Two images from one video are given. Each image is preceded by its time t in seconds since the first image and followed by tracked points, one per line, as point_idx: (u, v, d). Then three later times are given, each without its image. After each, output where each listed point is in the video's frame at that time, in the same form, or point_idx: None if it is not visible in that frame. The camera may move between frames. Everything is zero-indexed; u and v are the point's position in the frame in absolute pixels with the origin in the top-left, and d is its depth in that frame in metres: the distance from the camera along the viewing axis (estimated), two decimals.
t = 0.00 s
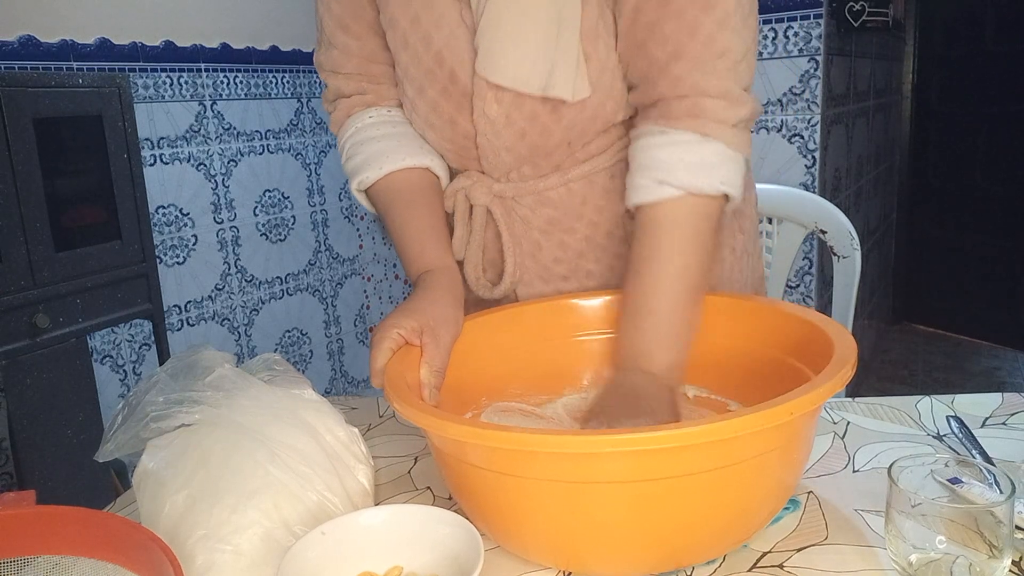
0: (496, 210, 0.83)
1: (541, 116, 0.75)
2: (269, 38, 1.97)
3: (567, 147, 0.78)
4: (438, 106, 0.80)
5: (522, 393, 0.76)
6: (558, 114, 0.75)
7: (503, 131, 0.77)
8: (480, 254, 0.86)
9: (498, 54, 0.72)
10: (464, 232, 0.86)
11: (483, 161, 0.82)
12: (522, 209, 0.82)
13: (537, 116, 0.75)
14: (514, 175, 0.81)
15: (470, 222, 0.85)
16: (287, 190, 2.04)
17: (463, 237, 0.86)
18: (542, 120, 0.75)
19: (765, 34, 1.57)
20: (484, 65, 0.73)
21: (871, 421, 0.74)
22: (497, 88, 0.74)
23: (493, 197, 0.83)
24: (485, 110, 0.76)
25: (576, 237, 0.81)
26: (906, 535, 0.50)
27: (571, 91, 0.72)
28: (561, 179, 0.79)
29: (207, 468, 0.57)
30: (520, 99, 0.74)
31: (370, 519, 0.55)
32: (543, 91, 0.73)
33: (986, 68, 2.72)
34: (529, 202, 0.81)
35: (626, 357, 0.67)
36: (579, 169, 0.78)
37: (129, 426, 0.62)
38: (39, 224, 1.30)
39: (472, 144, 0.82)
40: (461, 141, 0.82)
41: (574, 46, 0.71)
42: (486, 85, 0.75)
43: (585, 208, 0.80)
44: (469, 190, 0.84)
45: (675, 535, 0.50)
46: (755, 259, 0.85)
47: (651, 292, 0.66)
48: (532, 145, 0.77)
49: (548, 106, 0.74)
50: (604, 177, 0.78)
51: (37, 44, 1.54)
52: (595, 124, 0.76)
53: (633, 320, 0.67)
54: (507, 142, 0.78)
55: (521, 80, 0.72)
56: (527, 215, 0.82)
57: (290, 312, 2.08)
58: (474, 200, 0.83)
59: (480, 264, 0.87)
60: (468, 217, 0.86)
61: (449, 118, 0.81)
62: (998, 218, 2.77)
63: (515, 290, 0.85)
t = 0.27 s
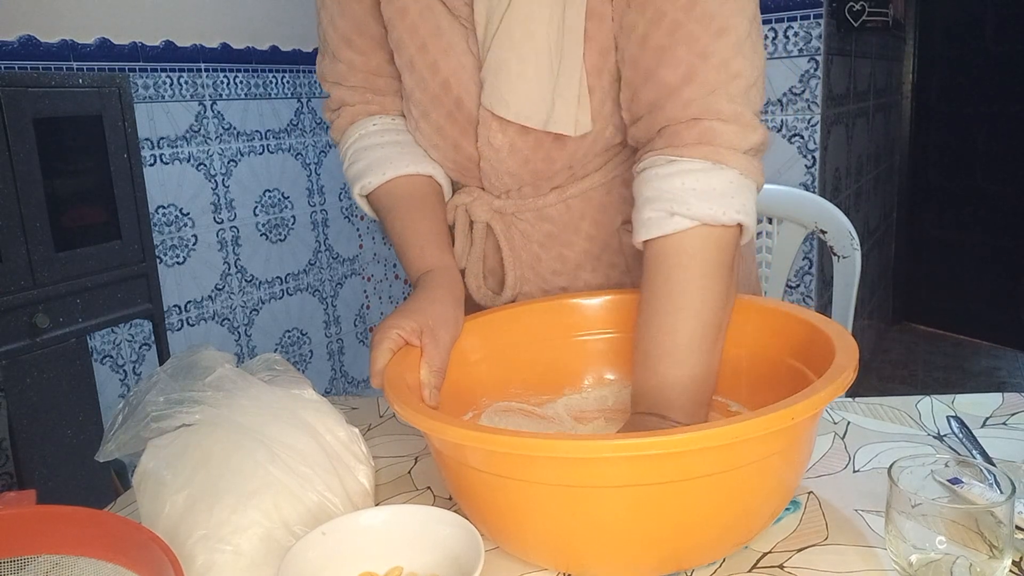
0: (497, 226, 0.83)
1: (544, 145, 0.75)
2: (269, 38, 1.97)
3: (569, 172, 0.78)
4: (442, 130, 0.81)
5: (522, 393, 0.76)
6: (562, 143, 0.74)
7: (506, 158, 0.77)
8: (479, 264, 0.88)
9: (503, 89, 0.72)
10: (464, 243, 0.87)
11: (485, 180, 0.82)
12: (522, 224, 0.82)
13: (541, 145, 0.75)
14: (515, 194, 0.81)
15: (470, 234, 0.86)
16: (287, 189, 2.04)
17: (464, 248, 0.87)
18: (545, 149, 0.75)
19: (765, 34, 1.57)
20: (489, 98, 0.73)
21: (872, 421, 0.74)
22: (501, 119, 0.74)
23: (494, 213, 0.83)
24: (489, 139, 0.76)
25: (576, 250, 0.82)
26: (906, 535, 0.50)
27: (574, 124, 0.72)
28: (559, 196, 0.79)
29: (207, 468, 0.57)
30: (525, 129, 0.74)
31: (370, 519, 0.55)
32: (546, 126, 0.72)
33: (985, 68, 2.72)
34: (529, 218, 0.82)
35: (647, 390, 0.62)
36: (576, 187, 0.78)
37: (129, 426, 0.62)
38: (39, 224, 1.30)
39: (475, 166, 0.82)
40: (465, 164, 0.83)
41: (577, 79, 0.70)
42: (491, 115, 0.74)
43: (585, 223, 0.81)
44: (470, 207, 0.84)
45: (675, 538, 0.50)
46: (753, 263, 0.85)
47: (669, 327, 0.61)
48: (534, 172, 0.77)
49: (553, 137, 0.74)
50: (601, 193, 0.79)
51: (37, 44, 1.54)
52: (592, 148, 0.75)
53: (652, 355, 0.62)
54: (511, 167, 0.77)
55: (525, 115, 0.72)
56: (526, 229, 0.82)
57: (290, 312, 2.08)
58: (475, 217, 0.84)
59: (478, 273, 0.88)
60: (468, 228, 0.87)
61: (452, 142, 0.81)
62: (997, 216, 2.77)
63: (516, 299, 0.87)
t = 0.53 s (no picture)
0: (497, 203, 0.83)
1: (551, 106, 0.76)
2: (269, 38, 1.97)
3: (574, 141, 0.78)
4: (446, 95, 0.81)
5: (521, 392, 0.77)
6: (570, 103, 0.75)
7: (512, 121, 0.77)
8: (478, 248, 0.87)
9: (513, 45, 0.73)
10: (463, 226, 0.87)
11: (489, 152, 0.82)
12: (523, 201, 0.82)
13: (547, 105, 0.76)
14: (517, 167, 0.81)
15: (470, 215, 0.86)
16: (287, 189, 2.04)
17: (463, 230, 0.87)
18: (552, 109, 0.76)
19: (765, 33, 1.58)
20: (499, 56, 0.74)
21: (871, 421, 0.74)
22: (508, 78, 0.75)
23: (493, 189, 0.83)
24: (496, 101, 0.76)
25: (577, 229, 0.81)
26: (906, 535, 0.50)
27: (586, 81, 0.73)
28: (561, 171, 0.79)
29: (206, 468, 0.57)
30: (531, 88, 0.75)
31: (369, 519, 0.55)
32: (559, 82, 0.74)
33: (985, 68, 2.72)
34: (530, 194, 0.81)
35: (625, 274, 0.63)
36: (581, 161, 0.78)
37: (130, 427, 0.62)
38: (39, 224, 1.30)
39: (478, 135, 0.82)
40: (468, 132, 0.83)
41: (588, 38, 0.72)
42: (498, 75, 0.75)
43: (585, 200, 0.80)
44: (470, 182, 0.84)
45: (675, 535, 0.50)
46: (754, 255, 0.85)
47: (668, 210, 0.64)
48: (539, 134, 0.78)
49: (560, 95, 0.75)
50: (604, 169, 0.78)
51: (37, 44, 1.54)
52: (600, 117, 0.77)
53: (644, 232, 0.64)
54: (517, 129, 0.77)
55: (537, 70, 0.73)
56: (527, 207, 0.82)
57: (290, 312, 2.08)
58: (474, 192, 0.84)
59: (478, 259, 0.88)
60: (468, 210, 0.86)
61: (455, 108, 0.81)
62: (997, 218, 2.77)
63: (516, 282, 0.85)
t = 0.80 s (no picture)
0: (495, 203, 0.83)
1: (547, 103, 0.76)
2: (269, 38, 1.97)
3: (570, 138, 0.78)
4: (443, 95, 0.81)
5: (521, 392, 0.76)
6: (564, 100, 0.75)
7: (509, 118, 0.77)
8: (478, 248, 0.86)
9: (505, 44, 0.74)
10: (463, 224, 0.87)
11: (487, 151, 0.82)
12: (522, 202, 0.82)
13: (543, 101, 0.76)
14: (515, 166, 0.81)
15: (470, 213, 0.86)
16: (288, 189, 2.04)
17: (463, 228, 0.87)
18: (548, 107, 0.76)
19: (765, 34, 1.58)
20: (494, 53, 0.74)
21: (871, 421, 0.74)
22: (504, 74, 0.75)
23: (492, 189, 0.83)
24: (492, 97, 0.77)
25: (575, 229, 0.81)
26: (906, 535, 0.50)
27: (581, 75, 0.73)
28: (558, 171, 0.79)
29: (206, 468, 0.57)
30: (527, 84, 0.75)
31: (369, 519, 0.55)
32: (553, 76, 0.74)
33: (985, 68, 2.72)
34: (528, 193, 0.81)
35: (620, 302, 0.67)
36: (578, 162, 0.78)
37: (130, 427, 0.62)
38: (39, 224, 1.30)
39: (476, 133, 0.82)
40: (466, 131, 0.82)
41: (581, 32, 0.72)
42: (494, 71, 0.76)
43: (584, 201, 0.80)
44: (469, 182, 0.84)
45: (675, 534, 0.50)
46: (756, 255, 0.85)
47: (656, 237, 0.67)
48: (536, 130, 0.78)
49: (555, 91, 0.75)
50: (603, 171, 0.78)
51: (37, 44, 1.54)
52: (596, 113, 0.76)
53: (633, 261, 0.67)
54: (514, 127, 0.78)
55: (530, 67, 0.74)
56: (525, 207, 0.82)
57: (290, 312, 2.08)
58: (473, 191, 0.84)
59: (478, 259, 0.87)
60: (468, 210, 0.86)
61: (453, 106, 0.81)
62: (997, 218, 2.78)
63: (514, 282, 0.85)
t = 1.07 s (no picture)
0: (496, 197, 0.82)
1: (544, 89, 0.75)
2: (269, 38, 1.98)
3: (568, 126, 0.77)
4: (442, 87, 0.81)
5: (520, 392, 0.77)
6: (561, 86, 0.75)
7: (508, 106, 0.77)
8: (481, 245, 0.85)
9: (502, 27, 0.73)
10: (466, 222, 0.85)
11: (487, 142, 0.81)
12: (521, 195, 0.81)
13: (541, 89, 0.75)
14: (516, 158, 0.80)
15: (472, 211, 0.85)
16: (288, 189, 2.04)
17: (466, 224, 0.85)
18: (545, 93, 0.76)
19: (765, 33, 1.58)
20: (491, 43, 0.74)
21: (871, 420, 0.74)
22: (501, 62, 0.75)
23: (493, 184, 0.82)
24: (490, 86, 0.76)
25: (576, 224, 0.81)
26: (906, 535, 0.50)
27: (579, 59, 0.72)
28: (558, 166, 0.78)
29: (206, 468, 0.57)
30: (525, 72, 0.75)
31: (369, 519, 0.55)
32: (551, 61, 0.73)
33: (985, 68, 2.72)
34: (529, 187, 0.80)
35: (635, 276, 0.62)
36: (580, 157, 0.77)
37: (130, 427, 0.62)
38: (39, 224, 1.30)
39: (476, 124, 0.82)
40: (466, 122, 0.82)
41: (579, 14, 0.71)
42: (492, 60, 0.75)
43: (584, 195, 0.79)
44: (468, 178, 0.83)
45: (674, 532, 0.50)
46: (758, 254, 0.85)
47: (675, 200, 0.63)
48: (535, 119, 0.77)
49: (552, 77, 0.75)
50: (604, 166, 0.78)
51: (37, 44, 1.54)
52: (596, 100, 0.76)
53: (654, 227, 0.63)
54: (513, 115, 0.77)
55: (527, 52, 0.73)
56: (525, 202, 0.81)
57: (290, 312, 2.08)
58: (473, 187, 0.83)
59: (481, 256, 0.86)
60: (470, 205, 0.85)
61: (452, 98, 0.81)
62: (997, 219, 2.78)
63: (517, 279, 0.84)
